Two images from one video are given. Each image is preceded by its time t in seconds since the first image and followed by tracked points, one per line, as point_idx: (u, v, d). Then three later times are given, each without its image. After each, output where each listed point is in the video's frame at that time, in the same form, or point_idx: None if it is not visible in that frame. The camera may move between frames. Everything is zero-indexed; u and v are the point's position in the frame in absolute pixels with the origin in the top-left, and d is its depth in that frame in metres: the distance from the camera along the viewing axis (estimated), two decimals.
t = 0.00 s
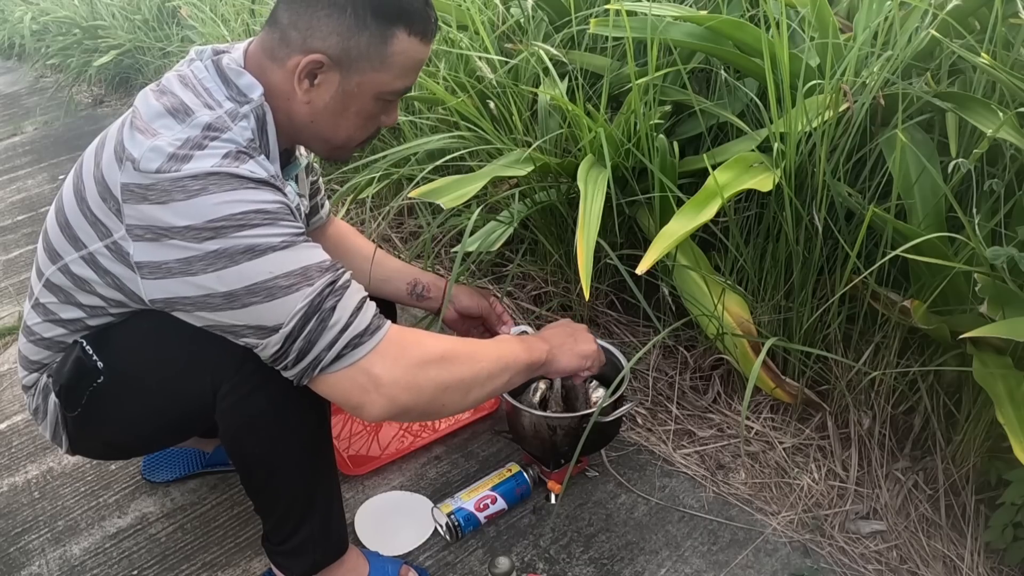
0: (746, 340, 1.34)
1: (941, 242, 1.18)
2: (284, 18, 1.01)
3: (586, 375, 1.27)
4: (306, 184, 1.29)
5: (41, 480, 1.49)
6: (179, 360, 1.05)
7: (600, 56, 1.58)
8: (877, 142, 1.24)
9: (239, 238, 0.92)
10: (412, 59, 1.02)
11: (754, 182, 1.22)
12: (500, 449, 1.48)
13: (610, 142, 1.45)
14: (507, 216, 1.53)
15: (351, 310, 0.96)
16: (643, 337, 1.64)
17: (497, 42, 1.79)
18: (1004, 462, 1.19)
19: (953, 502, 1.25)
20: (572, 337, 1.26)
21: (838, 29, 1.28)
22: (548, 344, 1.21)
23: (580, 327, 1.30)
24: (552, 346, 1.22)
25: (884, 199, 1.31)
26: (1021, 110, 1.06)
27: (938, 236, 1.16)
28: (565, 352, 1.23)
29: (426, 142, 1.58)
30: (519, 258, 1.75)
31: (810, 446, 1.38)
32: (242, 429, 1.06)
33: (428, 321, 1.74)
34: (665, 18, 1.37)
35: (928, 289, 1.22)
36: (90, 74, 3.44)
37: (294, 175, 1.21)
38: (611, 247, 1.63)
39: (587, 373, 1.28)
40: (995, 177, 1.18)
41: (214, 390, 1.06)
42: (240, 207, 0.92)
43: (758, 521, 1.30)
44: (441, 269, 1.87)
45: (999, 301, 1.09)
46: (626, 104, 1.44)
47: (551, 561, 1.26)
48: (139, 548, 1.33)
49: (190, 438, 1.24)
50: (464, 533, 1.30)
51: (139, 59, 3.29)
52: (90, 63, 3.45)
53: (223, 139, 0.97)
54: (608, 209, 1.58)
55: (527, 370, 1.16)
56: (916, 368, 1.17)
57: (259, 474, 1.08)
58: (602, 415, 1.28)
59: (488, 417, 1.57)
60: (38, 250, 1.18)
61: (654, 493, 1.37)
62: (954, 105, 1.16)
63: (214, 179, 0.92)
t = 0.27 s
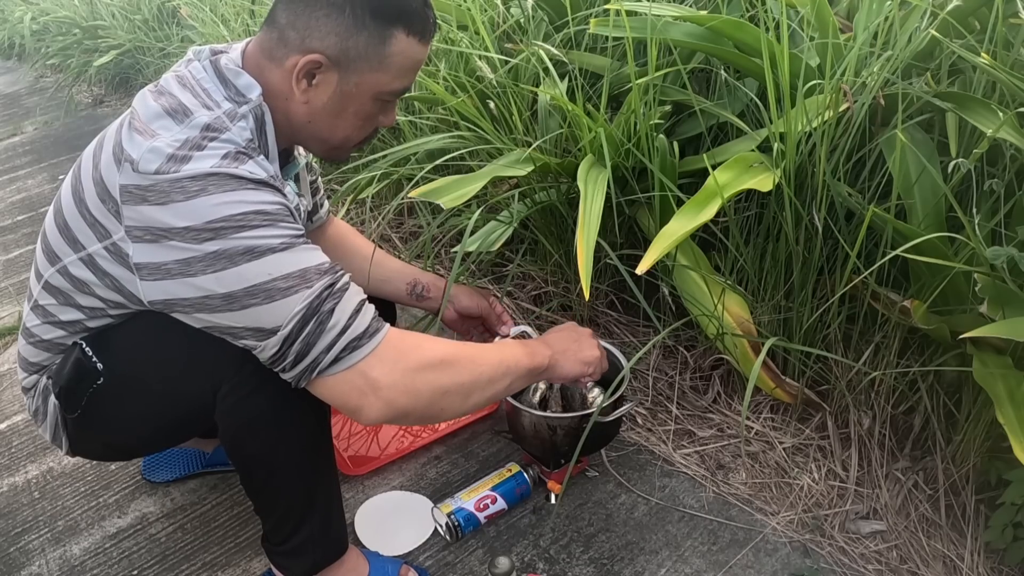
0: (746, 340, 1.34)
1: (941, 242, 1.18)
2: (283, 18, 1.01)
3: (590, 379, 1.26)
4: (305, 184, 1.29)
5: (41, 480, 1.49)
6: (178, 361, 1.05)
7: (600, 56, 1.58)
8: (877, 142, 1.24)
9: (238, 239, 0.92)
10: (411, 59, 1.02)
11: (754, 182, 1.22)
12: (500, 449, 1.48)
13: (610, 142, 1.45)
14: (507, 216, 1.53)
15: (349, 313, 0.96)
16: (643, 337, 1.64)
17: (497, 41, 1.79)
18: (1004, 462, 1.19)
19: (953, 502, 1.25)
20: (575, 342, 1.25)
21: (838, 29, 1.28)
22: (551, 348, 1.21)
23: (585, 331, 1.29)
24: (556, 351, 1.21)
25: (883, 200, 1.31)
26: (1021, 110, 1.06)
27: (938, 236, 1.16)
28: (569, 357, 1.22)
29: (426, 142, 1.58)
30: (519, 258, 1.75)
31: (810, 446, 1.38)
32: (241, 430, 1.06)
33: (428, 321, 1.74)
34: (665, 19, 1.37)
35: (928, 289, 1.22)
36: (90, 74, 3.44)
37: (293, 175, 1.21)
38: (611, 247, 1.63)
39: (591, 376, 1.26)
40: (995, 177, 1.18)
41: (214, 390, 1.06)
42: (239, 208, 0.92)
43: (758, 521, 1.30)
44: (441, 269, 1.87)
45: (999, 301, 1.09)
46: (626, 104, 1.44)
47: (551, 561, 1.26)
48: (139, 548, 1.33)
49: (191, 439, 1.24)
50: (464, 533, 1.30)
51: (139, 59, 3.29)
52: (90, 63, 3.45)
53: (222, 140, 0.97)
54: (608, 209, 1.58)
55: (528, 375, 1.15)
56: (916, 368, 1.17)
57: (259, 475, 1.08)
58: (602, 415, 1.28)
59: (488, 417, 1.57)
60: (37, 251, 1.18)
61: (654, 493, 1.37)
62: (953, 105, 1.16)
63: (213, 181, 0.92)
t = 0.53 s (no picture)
0: (746, 340, 1.34)
1: (941, 242, 1.18)
2: (280, 17, 1.01)
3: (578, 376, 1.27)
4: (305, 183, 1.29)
5: (41, 480, 1.49)
6: (178, 362, 1.05)
7: (601, 56, 1.58)
8: (877, 142, 1.25)
9: (238, 240, 0.92)
10: (408, 59, 1.02)
11: (754, 182, 1.22)
12: (500, 449, 1.48)
13: (609, 142, 1.45)
14: (507, 216, 1.53)
15: (350, 315, 0.96)
16: (643, 337, 1.64)
17: (498, 42, 1.79)
18: (1004, 462, 1.18)
19: (953, 502, 1.25)
20: (562, 342, 1.25)
21: (838, 29, 1.28)
22: (538, 349, 1.20)
23: (568, 330, 1.29)
24: (542, 351, 1.21)
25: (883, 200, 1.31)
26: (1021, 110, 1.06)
27: (938, 236, 1.17)
28: (556, 357, 1.22)
29: (426, 142, 1.58)
30: (519, 258, 1.75)
31: (810, 446, 1.38)
32: (241, 430, 1.06)
33: (428, 321, 1.74)
34: (665, 19, 1.37)
35: (928, 289, 1.22)
36: (90, 74, 3.45)
37: (293, 175, 1.21)
38: (611, 247, 1.63)
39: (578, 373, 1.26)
40: (995, 177, 1.18)
41: (214, 391, 1.06)
42: (239, 209, 0.92)
43: (758, 521, 1.30)
44: (441, 269, 1.87)
45: (999, 301, 1.09)
46: (626, 104, 1.44)
47: (551, 561, 1.26)
48: (139, 548, 1.33)
49: (191, 439, 1.24)
50: (464, 533, 1.30)
51: (139, 59, 3.29)
52: (90, 63, 3.46)
53: (220, 140, 0.96)
54: (608, 209, 1.58)
55: (521, 376, 1.15)
56: (917, 368, 1.17)
57: (259, 475, 1.08)
58: (602, 415, 1.29)
59: (488, 417, 1.57)
60: (36, 252, 1.18)
61: (654, 493, 1.37)
62: (953, 105, 1.16)
63: (213, 182, 0.92)
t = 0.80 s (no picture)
0: (746, 340, 1.34)
1: (941, 242, 1.18)
2: (279, 15, 1.01)
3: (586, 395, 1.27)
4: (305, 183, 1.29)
5: (41, 480, 1.49)
6: (179, 362, 1.05)
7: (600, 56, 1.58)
8: (877, 142, 1.24)
9: (238, 241, 0.92)
10: (407, 58, 1.02)
11: (754, 182, 1.22)
12: (500, 449, 1.48)
13: (609, 142, 1.45)
14: (507, 216, 1.53)
15: (352, 314, 0.97)
16: (643, 337, 1.64)
17: (498, 42, 1.79)
18: (1004, 462, 1.18)
19: (953, 502, 1.25)
20: (573, 358, 1.25)
21: (838, 29, 1.28)
22: (548, 362, 1.21)
23: (582, 344, 1.29)
24: (553, 365, 1.21)
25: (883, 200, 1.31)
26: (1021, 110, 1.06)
27: (938, 236, 1.17)
28: (566, 373, 1.22)
29: (426, 142, 1.58)
30: (519, 258, 1.75)
31: (810, 446, 1.38)
32: (241, 431, 1.06)
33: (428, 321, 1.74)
34: (665, 19, 1.37)
35: (928, 289, 1.22)
36: (91, 74, 3.45)
37: (292, 175, 1.21)
38: (611, 247, 1.63)
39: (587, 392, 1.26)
40: (995, 177, 1.18)
41: (214, 391, 1.06)
42: (239, 210, 0.92)
43: (758, 521, 1.30)
44: (441, 269, 1.87)
45: (1000, 301, 1.09)
46: (626, 104, 1.44)
47: (551, 561, 1.26)
48: (139, 548, 1.33)
49: (191, 439, 1.24)
50: (464, 533, 1.30)
51: (139, 59, 3.29)
52: (90, 63, 3.46)
53: (219, 139, 0.96)
54: (608, 209, 1.58)
55: (527, 387, 1.15)
56: (917, 369, 1.17)
57: (259, 476, 1.08)
58: (602, 415, 1.29)
59: (488, 417, 1.57)
60: (36, 252, 1.18)
61: (654, 493, 1.37)
62: (953, 105, 1.16)
63: (212, 182, 0.92)
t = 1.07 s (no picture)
0: (746, 340, 1.34)
1: (941, 242, 1.18)
2: (284, 16, 1.01)
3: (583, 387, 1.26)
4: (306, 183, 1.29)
5: (41, 480, 1.49)
6: (179, 362, 1.05)
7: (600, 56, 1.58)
8: (877, 142, 1.24)
9: (237, 243, 0.92)
10: (411, 60, 1.02)
11: (755, 182, 1.22)
12: (500, 449, 1.48)
13: (610, 142, 1.45)
14: (507, 216, 1.53)
15: (343, 321, 0.96)
16: (643, 337, 1.64)
17: (497, 41, 1.79)
18: (1004, 462, 1.18)
19: (953, 502, 1.25)
20: (570, 350, 1.25)
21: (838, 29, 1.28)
22: (544, 357, 1.20)
23: (579, 338, 1.29)
24: (548, 360, 1.21)
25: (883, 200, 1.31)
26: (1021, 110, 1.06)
27: (938, 236, 1.17)
28: (561, 366, 1.21)
29: (426, 142, 1.58)
30: (519, 258, 1.75)
31: (810, 446, 1.38)
32: (241, 431, 1.06)
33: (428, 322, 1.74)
34: (665, 19, 1.37)
35: (928, 289, 1.22)
36: (90, 74, 3.45)
37: (295, 175, 1.21)
38: (611, 247, 1.63)
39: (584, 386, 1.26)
40: (995, 177, 1.18)
41: (214, 392, 1.06)
42: (236, 212, 0.92)
43: (758, 521, 1.30)
44: (441, 269, 1.87)
45: (999, 301, 1.09)
46: (626, 104, 1.44)
47: (551, 561, 1.26)
48: (139, 548, 1.33)
49: (191, 439, 1.24)
50: (464, 533, 1.30)
51: (139, 59, 3.29)
52: (90, 63, 3.46)
53: (222, 139, 0.97)
54: (608, 209, 1.58)
55: (521, 383, 1.15)
56: (916, 368, 1.17)
57: (259, 476, 1.08)
58: (602, 415, 1.28)
59: (488, 417, 1.57)
60: (37, 252, 1.18)
61: (654, 493, 1.37)
62: (954, 105, 1.16)
63: (213, 182, 0.92)
